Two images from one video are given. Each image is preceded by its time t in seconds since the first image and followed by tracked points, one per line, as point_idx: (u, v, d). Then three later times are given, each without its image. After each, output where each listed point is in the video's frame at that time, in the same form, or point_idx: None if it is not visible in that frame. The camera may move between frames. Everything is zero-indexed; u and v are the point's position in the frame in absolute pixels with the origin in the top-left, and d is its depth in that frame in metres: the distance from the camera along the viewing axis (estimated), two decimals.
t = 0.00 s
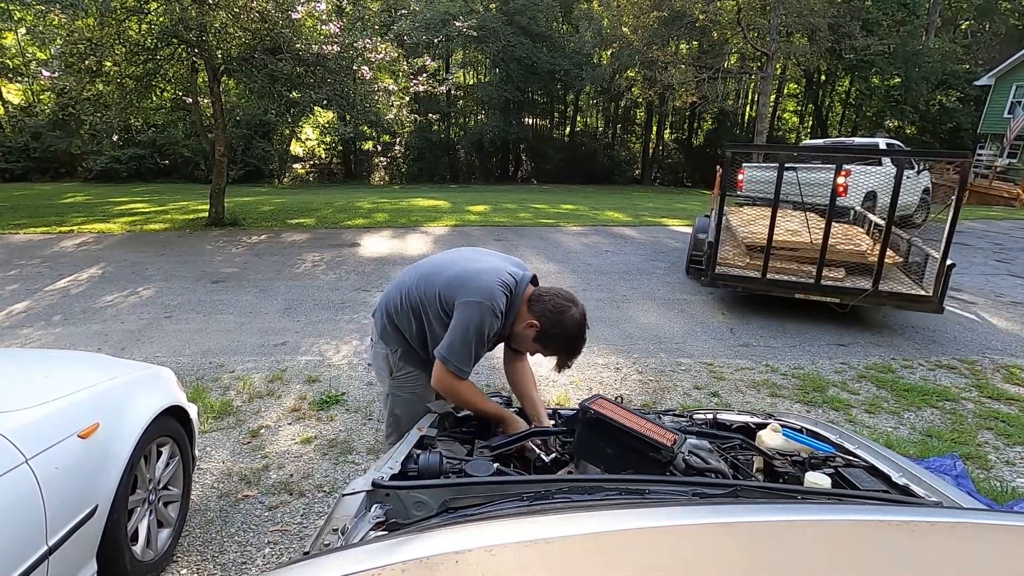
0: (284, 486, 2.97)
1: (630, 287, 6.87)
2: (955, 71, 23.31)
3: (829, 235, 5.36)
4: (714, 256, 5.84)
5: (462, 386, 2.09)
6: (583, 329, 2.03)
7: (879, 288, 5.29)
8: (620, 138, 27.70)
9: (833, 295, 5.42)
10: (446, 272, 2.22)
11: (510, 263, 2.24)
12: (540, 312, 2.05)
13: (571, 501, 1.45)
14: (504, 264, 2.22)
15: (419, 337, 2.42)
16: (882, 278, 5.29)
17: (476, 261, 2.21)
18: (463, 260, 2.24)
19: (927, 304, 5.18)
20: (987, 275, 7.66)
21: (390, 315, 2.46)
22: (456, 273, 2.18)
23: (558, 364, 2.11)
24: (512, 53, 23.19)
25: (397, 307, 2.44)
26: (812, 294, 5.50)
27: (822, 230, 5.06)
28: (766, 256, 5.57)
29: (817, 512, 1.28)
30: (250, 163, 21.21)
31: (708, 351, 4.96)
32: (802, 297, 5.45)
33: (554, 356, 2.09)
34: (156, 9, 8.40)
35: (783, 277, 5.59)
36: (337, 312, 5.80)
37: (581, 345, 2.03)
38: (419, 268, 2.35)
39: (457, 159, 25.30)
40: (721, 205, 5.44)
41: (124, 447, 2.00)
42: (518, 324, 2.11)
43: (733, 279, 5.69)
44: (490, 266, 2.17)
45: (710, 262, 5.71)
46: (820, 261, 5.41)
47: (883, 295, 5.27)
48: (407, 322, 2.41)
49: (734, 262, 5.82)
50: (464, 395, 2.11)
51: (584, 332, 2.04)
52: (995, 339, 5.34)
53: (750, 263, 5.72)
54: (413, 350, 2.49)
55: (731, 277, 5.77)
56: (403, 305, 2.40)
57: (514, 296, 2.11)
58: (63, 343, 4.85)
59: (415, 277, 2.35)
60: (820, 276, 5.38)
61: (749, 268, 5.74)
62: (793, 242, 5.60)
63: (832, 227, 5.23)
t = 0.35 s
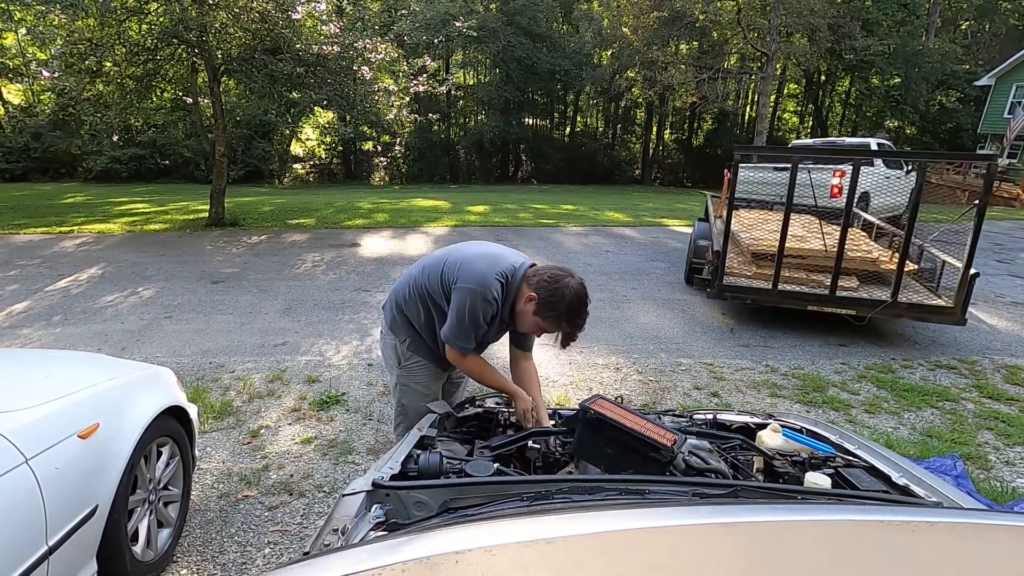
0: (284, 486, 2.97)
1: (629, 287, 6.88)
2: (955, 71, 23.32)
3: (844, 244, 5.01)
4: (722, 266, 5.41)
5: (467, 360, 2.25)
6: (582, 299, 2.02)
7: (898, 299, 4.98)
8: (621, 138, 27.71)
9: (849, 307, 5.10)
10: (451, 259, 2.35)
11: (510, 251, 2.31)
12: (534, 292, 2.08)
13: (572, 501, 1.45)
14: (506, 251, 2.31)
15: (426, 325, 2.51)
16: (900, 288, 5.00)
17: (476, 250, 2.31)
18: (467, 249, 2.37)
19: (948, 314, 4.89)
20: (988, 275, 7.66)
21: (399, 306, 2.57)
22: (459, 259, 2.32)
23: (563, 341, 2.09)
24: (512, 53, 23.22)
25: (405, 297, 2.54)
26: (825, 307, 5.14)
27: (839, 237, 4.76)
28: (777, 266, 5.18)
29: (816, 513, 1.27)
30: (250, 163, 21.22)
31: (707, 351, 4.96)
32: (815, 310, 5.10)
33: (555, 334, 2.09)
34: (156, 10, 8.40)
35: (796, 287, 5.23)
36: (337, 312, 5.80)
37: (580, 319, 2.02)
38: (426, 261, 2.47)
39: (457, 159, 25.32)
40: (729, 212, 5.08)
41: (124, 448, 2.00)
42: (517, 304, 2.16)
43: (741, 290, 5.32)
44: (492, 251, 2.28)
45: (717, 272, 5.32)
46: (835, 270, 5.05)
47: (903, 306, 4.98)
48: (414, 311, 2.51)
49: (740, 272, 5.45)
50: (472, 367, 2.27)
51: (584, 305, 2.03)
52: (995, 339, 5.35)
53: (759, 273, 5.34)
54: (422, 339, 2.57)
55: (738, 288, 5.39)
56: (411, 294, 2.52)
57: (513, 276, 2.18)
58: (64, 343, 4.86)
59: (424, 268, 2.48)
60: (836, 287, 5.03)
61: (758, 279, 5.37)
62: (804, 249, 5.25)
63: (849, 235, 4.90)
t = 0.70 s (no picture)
0: (284, 486, 2.97)
1: (629, 287, 6.88)
2: (955, 70, 23.30)
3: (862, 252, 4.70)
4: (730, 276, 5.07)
5: (460, 354, 2.19)
6: (578, 289, 2.04)
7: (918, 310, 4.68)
8: (620, 138, 27.71)
9: (866, 319, 4.78)
10: (445, 255, 2.36)
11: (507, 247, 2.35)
12: (531, 281, 2.10)
13: (572, 501, 1.45)
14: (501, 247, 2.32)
15: (423, 322, 2.52)
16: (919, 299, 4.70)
17: (472, 245, 2.34)
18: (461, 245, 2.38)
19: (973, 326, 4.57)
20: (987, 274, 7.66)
21: (395, 303, 2.57)
22: (453, 255, 2.32)
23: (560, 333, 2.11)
24: (512, 53, 23.22)
25: (402, 294, 2.54)
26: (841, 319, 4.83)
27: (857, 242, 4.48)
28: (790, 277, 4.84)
29: (817, 514, 1.27)
30: (250, 163, 21.22)
31: (708, 351, 4.95)
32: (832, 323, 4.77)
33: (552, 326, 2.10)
34: (156, 9, 8.41)
35: (809, 298, 4.92)
36: (337, 312, 5.80)
37: (577, 311, 2.04)
38: (421, 259, 2.47)
39: (457, 159, 25.32)
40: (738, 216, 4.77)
41: (123, 448, 1.99)
42: (513, 298, 2.18)
43: (751, 301, 4.98)
44: (487, 247, 2.29)
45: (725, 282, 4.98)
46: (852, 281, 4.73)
47: (923, 318, 4.66)
48: (411, 308, 2.51)
49: (749, 281, 5.10)
50: (470, 365, 2.20)
51: (581, 295, 2.05)
52: (995, 339, 5.34)
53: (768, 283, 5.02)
54: (419, 336, 2.56)
55: (748, 300, 5.03)
56: (407, 292, 2.52)
57: (508, 271, 2.20)
58: (63, 343, 4.85)
59: (419, 266, 2.48)
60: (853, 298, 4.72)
61: (768, 289, 5.05)
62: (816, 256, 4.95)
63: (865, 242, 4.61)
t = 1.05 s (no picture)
0: (284, 486, 2.97)
1: (629, 287, 6.88)
2: (955, 71, 23.31)
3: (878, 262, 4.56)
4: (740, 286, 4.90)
5: (465, 363, 2.21)
6: (577, 302, 2.06)
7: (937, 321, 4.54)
8: (620, 138, 27.72)
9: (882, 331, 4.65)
10: (441, 261, 2.34)
11: (506, 252, 2.34)
12: (532, 291, 2.09)
13: (572, 501, 1.45)
14: (498, 252, 2.31)
15: (419, 325, 2.52)
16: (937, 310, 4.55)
17: (471, 249, 2.32)
18: (458, 251, 2.35)
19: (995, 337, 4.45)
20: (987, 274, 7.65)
21: (392, 306, 2.57)
22: (450, 262, 2.30)
23: (558, 343, 2.12)
24: (512, 53, 23.25)
25: (398, 298, 2.54)
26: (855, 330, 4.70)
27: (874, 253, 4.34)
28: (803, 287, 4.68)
29: (817, 514, 1.27)
30: (250, 162, 21.23)
31: (707, 351, 4.96)
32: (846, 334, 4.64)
33: (551, 336, 2.12)
34: (156, 9, 8.41)
35: (822, 308, 4.77)
36: (337, 312, 5.80)
37: (578, 322, 2.04)
38: (417, 263, 2.46)
39: (457, 159, 25.32)
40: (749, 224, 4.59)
41: (123, 448, 2.00)
42: (512, 306, 2.18)
43: (763, 312, 4.81)
44: (484, 254, 2.27)
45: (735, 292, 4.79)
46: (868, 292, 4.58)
47: (942, 330, 4.52)
48: (407, 311, 2.51)
49: (758, 290, 4.94)
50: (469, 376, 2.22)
51: (580, 305, 2.06)
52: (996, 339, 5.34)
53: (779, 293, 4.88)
54: (416, 339, 2.57)
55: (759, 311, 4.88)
56: (402, 297, 2.51)
57: (506, 280, 2.19)
58: (64, 343, 4.86)
59: (415, 269, 2.46)
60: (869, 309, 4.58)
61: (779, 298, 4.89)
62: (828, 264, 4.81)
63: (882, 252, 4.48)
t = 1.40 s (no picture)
0: (284, 486, 2.97)
1: (630, 287, 6.87)
2: (955, 71, 23.32)
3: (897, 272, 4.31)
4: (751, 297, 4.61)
5: (465, 374, 2.23)
6: (572, 315, 2.02)
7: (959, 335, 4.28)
8: (620, 138, 27.72)
9: (901, 345, 4.37)
10: (438, 268, 2.34)
11: (506, 260, 2.32)
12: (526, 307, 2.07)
13: (572, 501, 1.44)
14: (494, 260, 2.29)
15: (417, 330, 2.53)
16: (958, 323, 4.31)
17: (469, 256, 2.32)
18: (455, 258, 2.35)
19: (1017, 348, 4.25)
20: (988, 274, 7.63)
21: (391, 310, 2.58)
22: (447, 269, 2.30)
23: (552, 355, 2.11)
24: (512, 53, 23.27)
25: (397, 303, 2.56)
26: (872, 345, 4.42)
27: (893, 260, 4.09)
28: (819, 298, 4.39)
29: (817, 513, 1.27)
30: (250, 162, 21.23)
31: (707, 351, 4.96)
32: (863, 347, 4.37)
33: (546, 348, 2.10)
34: (156, 10, 8.39)
35: (837, 320, 4.49)
36: (337, 312, 5.80)
37: (573, 335, 2.02)
38: (414, 268, 2.47)
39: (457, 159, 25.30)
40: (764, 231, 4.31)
41: (123, 447, 2.00)
42: (507, 317, 2.17)
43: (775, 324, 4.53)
44: (480, 262, 2.26)
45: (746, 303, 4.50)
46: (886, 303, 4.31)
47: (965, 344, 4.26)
48: (405, 316, 2.52)
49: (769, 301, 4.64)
50: (469, 386, 2.23)
51: (575, 317, 2.03)
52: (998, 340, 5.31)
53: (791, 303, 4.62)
54: (414, 343, 2.58)
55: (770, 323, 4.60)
56: (401, 302, 2.53)
57: (502, 290, 2.18)
58: (64, 343, 4.86)
59: (413, 274, 2.47)
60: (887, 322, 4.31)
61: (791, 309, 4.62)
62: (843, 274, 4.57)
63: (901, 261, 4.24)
